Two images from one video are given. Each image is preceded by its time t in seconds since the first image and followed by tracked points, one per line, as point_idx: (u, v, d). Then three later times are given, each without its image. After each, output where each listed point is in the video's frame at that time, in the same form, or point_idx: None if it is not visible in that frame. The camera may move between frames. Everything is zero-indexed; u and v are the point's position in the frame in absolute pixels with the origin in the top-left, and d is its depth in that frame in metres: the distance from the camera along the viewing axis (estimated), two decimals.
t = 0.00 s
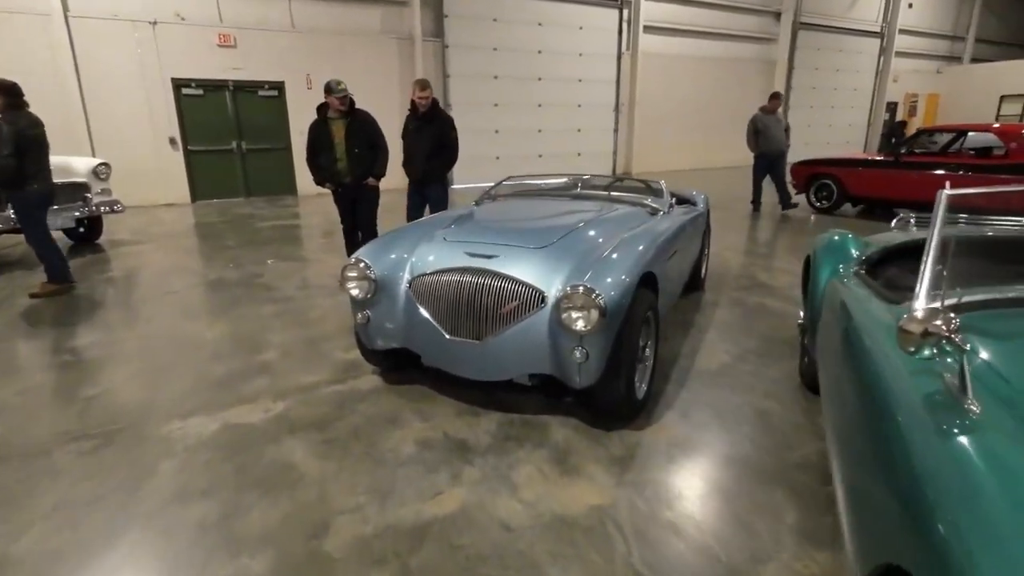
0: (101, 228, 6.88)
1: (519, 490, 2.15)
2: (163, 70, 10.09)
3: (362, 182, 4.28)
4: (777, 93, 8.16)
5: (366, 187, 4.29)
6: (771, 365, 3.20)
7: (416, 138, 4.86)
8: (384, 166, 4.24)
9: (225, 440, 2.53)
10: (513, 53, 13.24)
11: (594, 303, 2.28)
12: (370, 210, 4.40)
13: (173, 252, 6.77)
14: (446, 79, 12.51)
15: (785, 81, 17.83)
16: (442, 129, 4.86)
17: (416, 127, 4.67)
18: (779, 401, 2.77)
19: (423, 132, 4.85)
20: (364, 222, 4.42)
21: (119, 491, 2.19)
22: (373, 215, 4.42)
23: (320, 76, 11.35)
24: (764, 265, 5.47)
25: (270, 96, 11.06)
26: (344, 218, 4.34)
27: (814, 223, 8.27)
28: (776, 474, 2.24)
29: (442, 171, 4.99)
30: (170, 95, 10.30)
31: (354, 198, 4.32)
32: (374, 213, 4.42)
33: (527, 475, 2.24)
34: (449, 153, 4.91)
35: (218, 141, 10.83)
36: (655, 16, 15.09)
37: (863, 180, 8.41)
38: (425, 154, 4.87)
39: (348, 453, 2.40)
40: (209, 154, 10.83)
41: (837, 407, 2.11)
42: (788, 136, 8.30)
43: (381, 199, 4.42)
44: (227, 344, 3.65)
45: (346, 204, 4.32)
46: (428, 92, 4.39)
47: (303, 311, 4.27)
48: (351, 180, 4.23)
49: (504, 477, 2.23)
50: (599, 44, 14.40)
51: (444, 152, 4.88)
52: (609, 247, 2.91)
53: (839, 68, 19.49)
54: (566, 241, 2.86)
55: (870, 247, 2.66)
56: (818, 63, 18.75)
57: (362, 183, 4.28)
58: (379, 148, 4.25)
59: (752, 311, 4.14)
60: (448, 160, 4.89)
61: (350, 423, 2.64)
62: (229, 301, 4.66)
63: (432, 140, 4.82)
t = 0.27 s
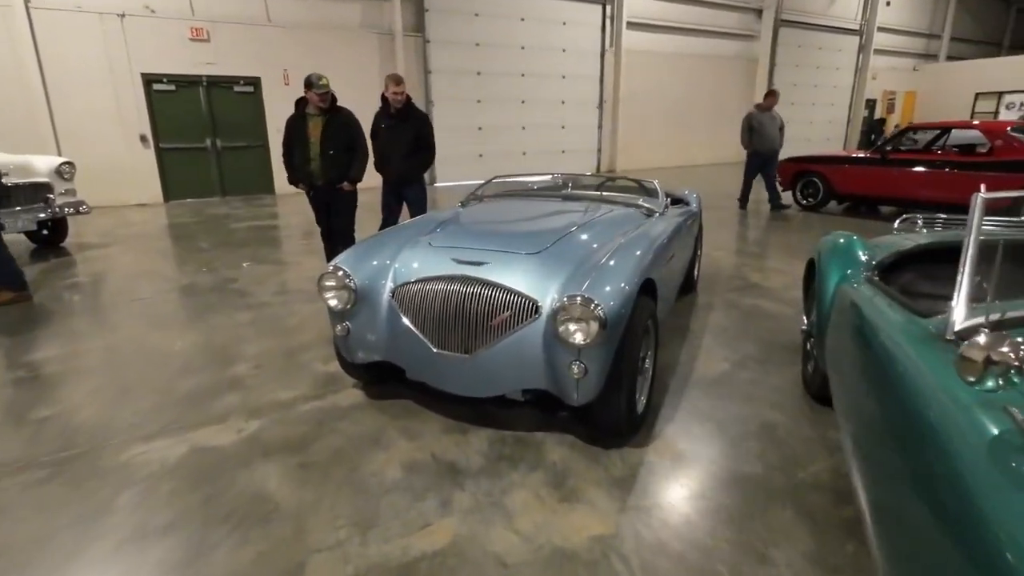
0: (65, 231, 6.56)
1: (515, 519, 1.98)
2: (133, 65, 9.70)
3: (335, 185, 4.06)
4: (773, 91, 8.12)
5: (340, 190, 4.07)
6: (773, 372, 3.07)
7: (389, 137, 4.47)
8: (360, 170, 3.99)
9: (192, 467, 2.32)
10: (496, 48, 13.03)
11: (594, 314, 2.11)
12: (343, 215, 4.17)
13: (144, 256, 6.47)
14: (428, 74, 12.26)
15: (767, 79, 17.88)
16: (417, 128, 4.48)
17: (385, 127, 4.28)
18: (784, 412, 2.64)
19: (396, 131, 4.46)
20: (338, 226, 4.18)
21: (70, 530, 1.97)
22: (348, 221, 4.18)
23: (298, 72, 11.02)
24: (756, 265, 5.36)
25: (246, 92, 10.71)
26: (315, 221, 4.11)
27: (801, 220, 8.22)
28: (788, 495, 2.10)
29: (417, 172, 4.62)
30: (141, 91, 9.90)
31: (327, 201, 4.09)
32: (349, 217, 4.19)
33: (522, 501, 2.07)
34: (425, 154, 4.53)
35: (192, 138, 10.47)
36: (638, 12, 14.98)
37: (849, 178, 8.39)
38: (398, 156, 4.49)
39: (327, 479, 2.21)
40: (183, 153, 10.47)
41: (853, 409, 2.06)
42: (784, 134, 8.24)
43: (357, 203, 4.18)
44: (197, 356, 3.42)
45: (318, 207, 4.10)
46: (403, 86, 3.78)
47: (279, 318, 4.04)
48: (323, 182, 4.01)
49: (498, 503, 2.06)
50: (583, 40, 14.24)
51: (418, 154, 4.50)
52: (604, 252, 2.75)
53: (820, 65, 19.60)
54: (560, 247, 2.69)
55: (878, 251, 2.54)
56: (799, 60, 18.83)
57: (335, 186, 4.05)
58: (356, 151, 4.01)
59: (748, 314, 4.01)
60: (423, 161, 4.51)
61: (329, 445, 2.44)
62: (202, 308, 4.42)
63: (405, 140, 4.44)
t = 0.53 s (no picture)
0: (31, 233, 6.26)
1: (501, 555, 1.79)
2: (104, 60, 9.33)
3: (311, 186, 3.57)
4: (775, 86, 7.99)
5: (317, 192, 3.59)
6: (772, 382, 2.91)
7: (357, 132, 3.83)
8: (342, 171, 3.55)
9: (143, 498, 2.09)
10: (482, 44, 12.80)
11: (587, 328, 1.92)
12: (319, 220, 3.70)
13: (114, 258, 6.19)
14: (412, 71, 12.02)
15: (754, 76, 17.83)
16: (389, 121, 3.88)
17: (350, 119, 3.61)
18: (787, 427, 2.47)
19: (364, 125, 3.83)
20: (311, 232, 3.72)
21: None
22: (323, 227, 3.71)
23: (278, 67, 10.71)
24: (749, 266, 5.22)
25: (224, 88, 10.37)
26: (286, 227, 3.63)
27: (791, 219, 8.12)
28: (797, 522, 1.94)
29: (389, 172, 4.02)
30: (113, 87, 9.53)
31: (301, 205, 3.61)
32: (325, 223, 3.72)
33: (508, 533, 1.88)
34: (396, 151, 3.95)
35: (168, 136, 10.14)
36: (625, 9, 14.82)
37: (840, 175, 8.30)
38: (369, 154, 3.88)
39: (293, 511, 2.01)
40: (158, 151, 10.13)
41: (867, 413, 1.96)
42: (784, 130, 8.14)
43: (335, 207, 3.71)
44: (160, 369, 3.18)
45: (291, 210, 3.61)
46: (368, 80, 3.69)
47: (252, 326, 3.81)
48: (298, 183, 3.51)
49: (482, 537, 1.87)
50: (570, 36, 14.06)
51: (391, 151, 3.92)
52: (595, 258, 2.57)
53: (807, 63, 19.60)
54: (547, 253, 2.51)
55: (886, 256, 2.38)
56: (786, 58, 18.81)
57: (311, 187, 3.57)
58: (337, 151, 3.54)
59: (744, 319, 3.86)
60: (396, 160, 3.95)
61: (298, 469, 2.23)
62: (170, 314, 4.17)
63: (376, 135, 3.85)
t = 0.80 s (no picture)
0: None
1: None
2: (79, 55, 9.02)
3: (291, 189, 3.28)
4: (780, 83, 7.86)
5: (297, 196, 3.31)
6: (775, 396, 2.74)
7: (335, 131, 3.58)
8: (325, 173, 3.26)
9: (87, 539, 1.88)
10: (471, 41, 12.59)
11: (580, 348, 1.74)
12: (298, 224, 3.41)
13: (86, 262, 5.93)
14: (400, 68, 11.79)
15: (745, 74, 17.74)
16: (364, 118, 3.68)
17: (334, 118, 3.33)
18: (796, 449, 2.30)
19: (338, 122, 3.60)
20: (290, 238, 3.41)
21: None
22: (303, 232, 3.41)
23: (261, 64, 10.43)
24: (746, 268, 5.05)
25: (205, 85, 10.11)
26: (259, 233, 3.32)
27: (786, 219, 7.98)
28: (812, 560, 1.76)
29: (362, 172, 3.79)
30: (89, 83, 9.22)
31: (279, 208, 3.32)
32: (304, 226, 3.45)
33: None
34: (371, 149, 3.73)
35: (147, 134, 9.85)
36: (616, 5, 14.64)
37: (834, 174, 8.18)
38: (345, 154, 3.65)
39: (255, 553, 1.80)
40: (137, 149, 9.83)
41: (880, 427, 1.83)
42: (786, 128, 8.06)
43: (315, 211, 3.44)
44: (121, 385, 2.95)
45: (266, 214, 3.30)
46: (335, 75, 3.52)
47: (224, 336, 3.59)
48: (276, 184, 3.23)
49: None
50: (560, 32, 13.86)
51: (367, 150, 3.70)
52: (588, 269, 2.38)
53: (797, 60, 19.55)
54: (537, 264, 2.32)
55: (899, 266, 2.21)
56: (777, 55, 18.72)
57: (290, 190, 3.28)
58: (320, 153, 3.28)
59: (742, 326, 3.69)
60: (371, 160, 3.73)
61: (263, 503, 2.03)
62: (139, 323, 3.94)
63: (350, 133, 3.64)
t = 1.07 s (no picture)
0: None
1: None
2: (59, 49, 8.74)
3: (270, 190, 3.04)
4: (788, 77, 7.67)
5: (276, 198, 3.07)
6: (784, 412, 2.56)
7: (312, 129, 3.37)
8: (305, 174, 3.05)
9: None
10: (464, 35, 12.34)
11: (577, 372, 1.54)
12: (275, 228, 3.17)
13: (62, 264, 5.70)
14: (391, 63, 11.54)
15: (742, 70, 17.56)
16: (338, 115, 3.49)
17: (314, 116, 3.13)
18: (808, 474, 2.12)
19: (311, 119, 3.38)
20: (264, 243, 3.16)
21: None
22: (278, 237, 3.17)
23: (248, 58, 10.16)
24: (746, 269, 4.88)
25: (190, 80, 9.85)
26: (234, 238, 3.05)
27: (785, 217, 7.81)
28: None
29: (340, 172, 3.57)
30: (69, 78, 8.94)
31: (256, 212, 3.06)
32: (282, 230, 3.20)
33: None
34: (349, 147, 3.52)
35: (131, 131, 9.58)
36: None
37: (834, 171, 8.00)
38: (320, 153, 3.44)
39: None
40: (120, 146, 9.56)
41: (902, 452, 1.66)
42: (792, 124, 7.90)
43: (294, 213, 3.21)
44: (84, 403, 2.75)
45: (242, 218, 3.04)
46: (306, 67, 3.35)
47: (199, 345, 3.38)
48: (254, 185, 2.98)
49: None
50: (555, 27, 13.63)
51: (344, 149, 3.50)
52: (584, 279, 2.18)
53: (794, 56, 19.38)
54: (529, 273, 2.12)
55: (923, 276, 2.03)
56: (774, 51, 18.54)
57: (269, 192, 3.03)
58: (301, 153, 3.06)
59: (746, 333, 3.51)
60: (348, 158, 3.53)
61: (226, 541, 1.83)
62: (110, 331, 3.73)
63: (326, 131, 3.43)
